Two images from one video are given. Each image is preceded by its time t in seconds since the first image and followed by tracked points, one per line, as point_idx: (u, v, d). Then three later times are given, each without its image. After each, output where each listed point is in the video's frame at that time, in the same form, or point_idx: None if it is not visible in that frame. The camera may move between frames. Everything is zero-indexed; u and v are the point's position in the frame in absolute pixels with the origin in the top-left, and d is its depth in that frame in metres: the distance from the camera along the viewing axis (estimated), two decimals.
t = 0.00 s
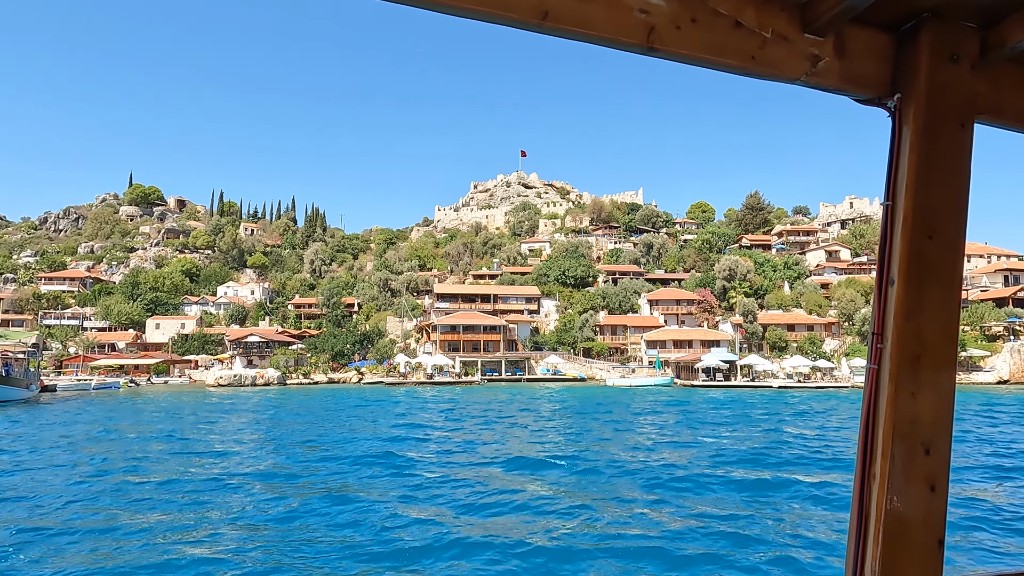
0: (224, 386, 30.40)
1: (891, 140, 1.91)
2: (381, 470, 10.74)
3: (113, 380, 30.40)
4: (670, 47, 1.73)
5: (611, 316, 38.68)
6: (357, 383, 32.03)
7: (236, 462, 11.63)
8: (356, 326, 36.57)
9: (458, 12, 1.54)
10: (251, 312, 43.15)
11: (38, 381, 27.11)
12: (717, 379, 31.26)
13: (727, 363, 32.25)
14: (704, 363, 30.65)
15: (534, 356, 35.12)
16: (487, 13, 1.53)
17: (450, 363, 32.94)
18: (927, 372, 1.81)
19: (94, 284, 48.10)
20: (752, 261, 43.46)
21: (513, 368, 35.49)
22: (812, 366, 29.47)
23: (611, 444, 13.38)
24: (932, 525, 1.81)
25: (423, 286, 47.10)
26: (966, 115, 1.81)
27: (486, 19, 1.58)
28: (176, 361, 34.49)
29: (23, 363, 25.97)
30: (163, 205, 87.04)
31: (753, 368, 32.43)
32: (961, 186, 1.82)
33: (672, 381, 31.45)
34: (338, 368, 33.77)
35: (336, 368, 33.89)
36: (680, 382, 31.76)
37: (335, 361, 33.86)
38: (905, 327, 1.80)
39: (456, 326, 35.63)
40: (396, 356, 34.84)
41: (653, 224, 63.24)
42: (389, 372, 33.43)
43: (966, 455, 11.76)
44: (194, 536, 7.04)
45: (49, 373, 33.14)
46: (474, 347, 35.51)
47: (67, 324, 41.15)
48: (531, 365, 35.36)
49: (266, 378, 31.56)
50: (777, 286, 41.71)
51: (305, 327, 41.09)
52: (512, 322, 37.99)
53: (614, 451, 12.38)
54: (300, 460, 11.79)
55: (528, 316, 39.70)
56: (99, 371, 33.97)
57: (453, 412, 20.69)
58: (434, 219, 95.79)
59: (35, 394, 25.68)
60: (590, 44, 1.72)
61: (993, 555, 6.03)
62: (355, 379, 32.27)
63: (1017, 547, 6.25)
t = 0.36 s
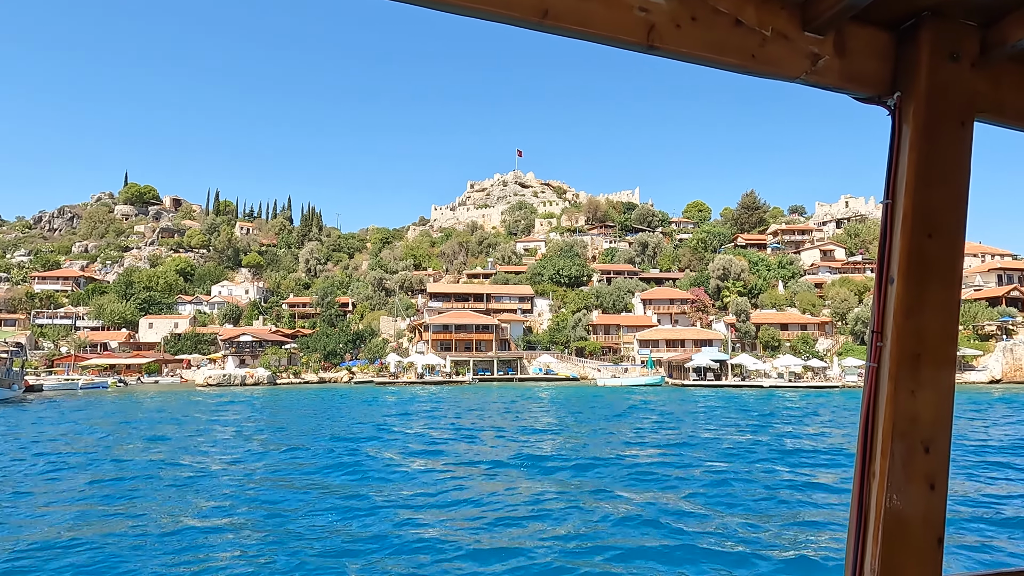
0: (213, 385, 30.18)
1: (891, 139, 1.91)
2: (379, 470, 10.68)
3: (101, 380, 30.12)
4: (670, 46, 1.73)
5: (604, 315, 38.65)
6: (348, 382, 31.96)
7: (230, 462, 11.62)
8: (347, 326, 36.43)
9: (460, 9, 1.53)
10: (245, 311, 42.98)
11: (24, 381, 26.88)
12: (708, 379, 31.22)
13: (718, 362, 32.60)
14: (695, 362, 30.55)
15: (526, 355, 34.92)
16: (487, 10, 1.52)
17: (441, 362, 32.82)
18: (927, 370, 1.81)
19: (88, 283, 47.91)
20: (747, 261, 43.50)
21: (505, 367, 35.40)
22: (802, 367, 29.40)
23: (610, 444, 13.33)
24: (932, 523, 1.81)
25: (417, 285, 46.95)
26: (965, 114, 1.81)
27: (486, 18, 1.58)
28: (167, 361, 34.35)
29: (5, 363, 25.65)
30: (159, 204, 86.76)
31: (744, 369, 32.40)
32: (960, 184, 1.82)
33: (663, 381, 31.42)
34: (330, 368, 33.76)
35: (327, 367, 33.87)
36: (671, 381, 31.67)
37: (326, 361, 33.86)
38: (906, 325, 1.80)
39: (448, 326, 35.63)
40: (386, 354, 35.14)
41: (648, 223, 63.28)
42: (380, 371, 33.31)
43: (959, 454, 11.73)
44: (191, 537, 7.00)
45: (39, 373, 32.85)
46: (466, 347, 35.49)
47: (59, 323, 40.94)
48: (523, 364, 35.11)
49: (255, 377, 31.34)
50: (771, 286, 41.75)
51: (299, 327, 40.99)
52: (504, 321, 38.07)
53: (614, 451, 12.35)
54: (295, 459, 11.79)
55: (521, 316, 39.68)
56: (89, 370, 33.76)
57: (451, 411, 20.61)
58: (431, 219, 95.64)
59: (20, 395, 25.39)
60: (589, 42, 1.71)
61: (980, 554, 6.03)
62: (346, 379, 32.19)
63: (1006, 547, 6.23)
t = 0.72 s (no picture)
0: (202, 385, 30.02)
1: (890, 137, 1.91)
2: (378, 470, 10.73)
3: (88, 380, 29.91)
4: (670, 43, 1.73)
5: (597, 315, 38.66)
6: (338, 382, 31.93)
7: (226, 460, 11.67)
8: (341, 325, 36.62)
9: (460, 6, 1.53)
10: (239, 311, 42.89)
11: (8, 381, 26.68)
12: (698, 379, 31.54)
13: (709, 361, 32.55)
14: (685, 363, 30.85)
15: (519, 355, 34.95)
16: (489, 8, 1.52)
17: (434, 362, 32.80)
18: (926, 367, 1.81)
19: (82, 283, 47.81)
20: (741, 261, 43.60)
21: (497, 367, 35.47)
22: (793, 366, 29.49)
23: (607, 443, 13.40)
24: (931, 521, 1.81)
25: (412, 285, 46.85)
26: (965, 112, 1.82)
27: (486, 14, 1.57)
28: (159, 361, 34.27)
29: None
30: (154, 204, 86.57)
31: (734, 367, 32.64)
32: (961, 182, 1.83)
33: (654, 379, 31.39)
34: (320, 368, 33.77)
35: (317, 367, 33.93)
36: (662, 382, 31.81)
37: (318, 361, 33.92)
38: (905, 323, 1.80)
39: (440, 326, 35.46)
40: (378, 355, 35.21)
41: (644, 223, 63.34)
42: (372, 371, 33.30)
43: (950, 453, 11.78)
44: (190, 536, 7.03)
45: (30, 373, 32.67)
46: (458, 347, 35.40)
47: (52, 323, 40.80)
48: (515, 364, 35.24)
49: (245, 378, 31.27)
50: (765, 285, 41.86)
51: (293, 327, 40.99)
52: (496, 321, 38.12)
53: (611, 450, 12.42)
54: (290, 459, 11.82)
55: (514, 316, 39.71)
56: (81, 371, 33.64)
57: (448, 411, 20.64)
58: (427, 218, 95.61)
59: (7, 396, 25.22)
60: (590, 40, 1.71)
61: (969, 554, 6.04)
62: (337, 379, 32.23)
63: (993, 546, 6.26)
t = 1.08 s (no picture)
0: (190, 387, 29.80)
1: (886, 138, 1.91)
2: (376, 470, 10.82)
3: (75, 383, 29.57)
4: (666, 45, 1.73)
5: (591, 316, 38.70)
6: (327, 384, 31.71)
7: (222, 461, 11.69)
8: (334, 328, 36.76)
9: (456, 7, 1.52)
10: (232, 312, 42.69)
11: None
12: (688, 381, 31.33)
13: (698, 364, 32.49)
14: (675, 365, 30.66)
15: (510, 357, 34.65)
16: (485, 9, 1.51)
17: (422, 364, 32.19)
18: (923, 369, 1.81)
19: (74, 284, 47.59)
20: (734, 262, 43.77)
21: (488, 369, 35.16)
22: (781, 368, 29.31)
23: (603, 443, 13.54)
24: (927, 521, 1.81)
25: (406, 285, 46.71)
26: (960, 114, 1.82)
27: (482, 15, 1.56)
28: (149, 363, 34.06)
29: None
30: (148, 204, 86.23)
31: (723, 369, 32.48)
32: (957, 186, 1.83)
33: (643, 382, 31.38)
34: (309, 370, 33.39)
35: (307, 369, 33.54)
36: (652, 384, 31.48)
37: (307, 362, 33.58)
38: (899, 326, 1.81)
39: (431, 327, 35.43)
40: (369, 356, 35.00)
41: (639, 224, 63.42)
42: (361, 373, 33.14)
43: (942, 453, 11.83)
44: (189, 535, 7.12)
45: (19, 374, 32.36)
46: (450, 348, 35.46)
47: (43, 324, 40.58)
48: (506, 367, 34.86)
49: (234, 379, 31.08)
50: (758, 286, 42.06)
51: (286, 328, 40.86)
52: (488, 322, 38.07)
53: (607, 451, 12.53)
54: (286, 459, 11.83)
55: (505, 317, 39.64)
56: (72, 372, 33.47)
57: (445, 412, 20.72)
58: (422, 219, 95.55)
59: None
60: (587, 40, 1.70)
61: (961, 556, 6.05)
62: (326, 381, 32.08)
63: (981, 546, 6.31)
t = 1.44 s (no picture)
0: (178, 388, 29.66)
1: (886, 140, 1.92)
2: (375, 470, 10.93)
3: (63, 384, 29.40)
4: (666, 46, 1.72)
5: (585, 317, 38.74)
6: (318, 385, 31.73)
7: (218, 462, 11.76)
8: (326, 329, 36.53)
9: (455, 8, 1.52)
10: (226, 313, 42.61)
11: None
12: (678, 382, 31.60)
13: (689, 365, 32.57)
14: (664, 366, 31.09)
15: (503, 358, 34.81)
16: (486, 11, 1.51)
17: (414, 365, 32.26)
18: (922, 368, 1.82)
19: (68, 285, 47.53)
20: (729, 263, 43.86)
21: (480, 370, 35.17)
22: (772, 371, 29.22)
23: (599, 444, 13.66)
24: (928, 521, 1.81)
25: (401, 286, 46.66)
26: (960, 115, 1.82)
27: (483, 18, 1.57)
28: (141, 364, 33.95)
29: None
30: (144, 205, 86.12)
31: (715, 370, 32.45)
32: (955, 188, 1.83)
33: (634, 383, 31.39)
34: (301, 371, 33.43)
35: (298, 370, 33.64)
36: (642, 386, 31.84)
37: (298, 363, 33.58)
38: (900, 327, 1.81)
39: (423, 328, 35.47)
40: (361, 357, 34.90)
41: (635, 224, 63.44)
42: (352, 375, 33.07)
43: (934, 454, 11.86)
44: (186, 535, 7.18)
45: (11, 376, 32.21)
46: (441, 349, 35.41)
47: (36, 325, 40.49)
48: (498, 368, 34.95)
49: (223, 380, 31.02)
50: (752, 287, 42.15)
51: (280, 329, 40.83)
52: (481, 323, 38.08)
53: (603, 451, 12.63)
54: (283, 460, 11.90)
55: (498, 318, 39.60)
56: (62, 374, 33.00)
57: (442, 413, 20.85)
58: (419, 220, 95.61)
59: None
60: (586, 42, 1.70)
61: (956, 557, 6.05)
62: (317, 382, 32.02)
63: (976, 548, 6.32)
